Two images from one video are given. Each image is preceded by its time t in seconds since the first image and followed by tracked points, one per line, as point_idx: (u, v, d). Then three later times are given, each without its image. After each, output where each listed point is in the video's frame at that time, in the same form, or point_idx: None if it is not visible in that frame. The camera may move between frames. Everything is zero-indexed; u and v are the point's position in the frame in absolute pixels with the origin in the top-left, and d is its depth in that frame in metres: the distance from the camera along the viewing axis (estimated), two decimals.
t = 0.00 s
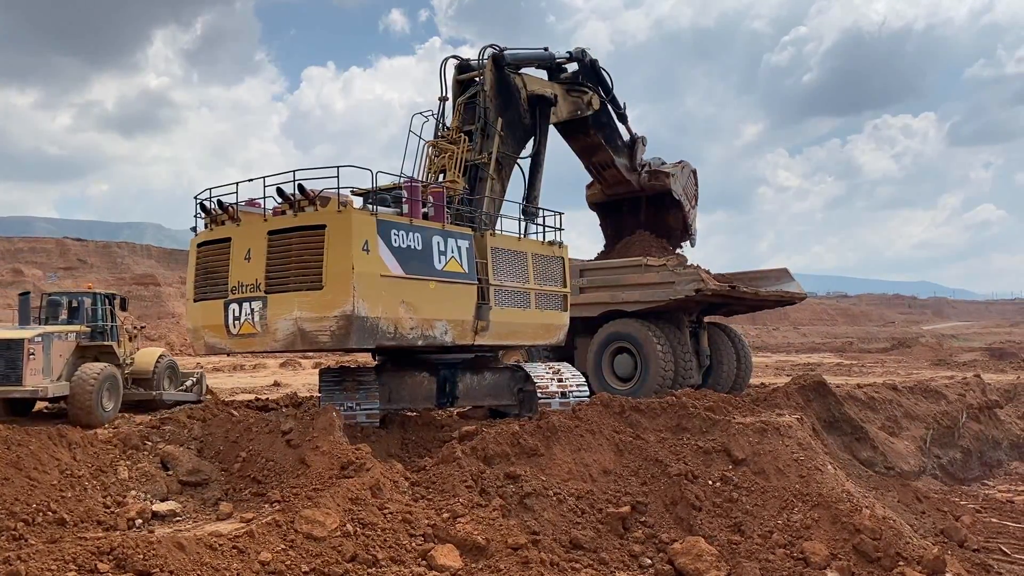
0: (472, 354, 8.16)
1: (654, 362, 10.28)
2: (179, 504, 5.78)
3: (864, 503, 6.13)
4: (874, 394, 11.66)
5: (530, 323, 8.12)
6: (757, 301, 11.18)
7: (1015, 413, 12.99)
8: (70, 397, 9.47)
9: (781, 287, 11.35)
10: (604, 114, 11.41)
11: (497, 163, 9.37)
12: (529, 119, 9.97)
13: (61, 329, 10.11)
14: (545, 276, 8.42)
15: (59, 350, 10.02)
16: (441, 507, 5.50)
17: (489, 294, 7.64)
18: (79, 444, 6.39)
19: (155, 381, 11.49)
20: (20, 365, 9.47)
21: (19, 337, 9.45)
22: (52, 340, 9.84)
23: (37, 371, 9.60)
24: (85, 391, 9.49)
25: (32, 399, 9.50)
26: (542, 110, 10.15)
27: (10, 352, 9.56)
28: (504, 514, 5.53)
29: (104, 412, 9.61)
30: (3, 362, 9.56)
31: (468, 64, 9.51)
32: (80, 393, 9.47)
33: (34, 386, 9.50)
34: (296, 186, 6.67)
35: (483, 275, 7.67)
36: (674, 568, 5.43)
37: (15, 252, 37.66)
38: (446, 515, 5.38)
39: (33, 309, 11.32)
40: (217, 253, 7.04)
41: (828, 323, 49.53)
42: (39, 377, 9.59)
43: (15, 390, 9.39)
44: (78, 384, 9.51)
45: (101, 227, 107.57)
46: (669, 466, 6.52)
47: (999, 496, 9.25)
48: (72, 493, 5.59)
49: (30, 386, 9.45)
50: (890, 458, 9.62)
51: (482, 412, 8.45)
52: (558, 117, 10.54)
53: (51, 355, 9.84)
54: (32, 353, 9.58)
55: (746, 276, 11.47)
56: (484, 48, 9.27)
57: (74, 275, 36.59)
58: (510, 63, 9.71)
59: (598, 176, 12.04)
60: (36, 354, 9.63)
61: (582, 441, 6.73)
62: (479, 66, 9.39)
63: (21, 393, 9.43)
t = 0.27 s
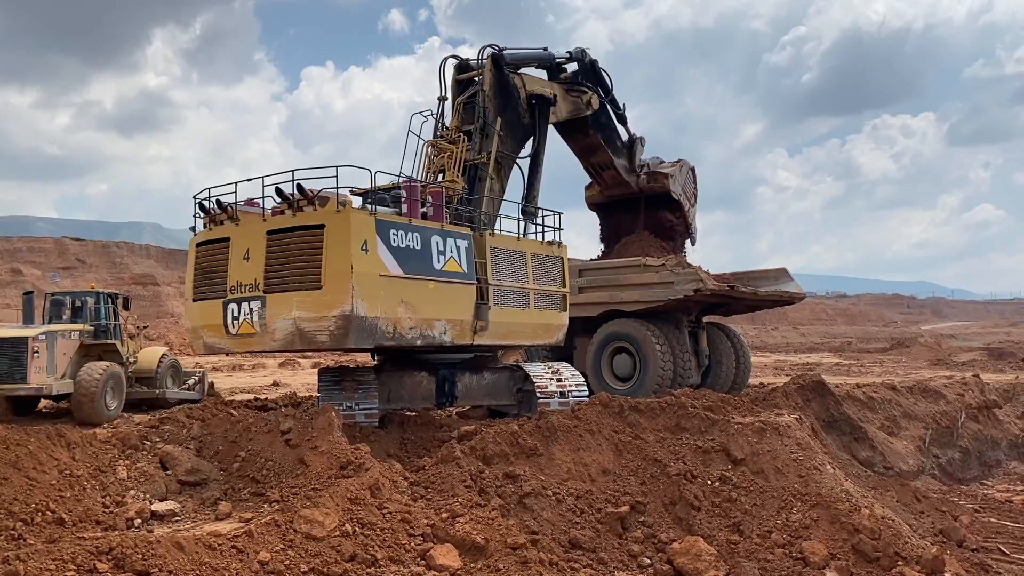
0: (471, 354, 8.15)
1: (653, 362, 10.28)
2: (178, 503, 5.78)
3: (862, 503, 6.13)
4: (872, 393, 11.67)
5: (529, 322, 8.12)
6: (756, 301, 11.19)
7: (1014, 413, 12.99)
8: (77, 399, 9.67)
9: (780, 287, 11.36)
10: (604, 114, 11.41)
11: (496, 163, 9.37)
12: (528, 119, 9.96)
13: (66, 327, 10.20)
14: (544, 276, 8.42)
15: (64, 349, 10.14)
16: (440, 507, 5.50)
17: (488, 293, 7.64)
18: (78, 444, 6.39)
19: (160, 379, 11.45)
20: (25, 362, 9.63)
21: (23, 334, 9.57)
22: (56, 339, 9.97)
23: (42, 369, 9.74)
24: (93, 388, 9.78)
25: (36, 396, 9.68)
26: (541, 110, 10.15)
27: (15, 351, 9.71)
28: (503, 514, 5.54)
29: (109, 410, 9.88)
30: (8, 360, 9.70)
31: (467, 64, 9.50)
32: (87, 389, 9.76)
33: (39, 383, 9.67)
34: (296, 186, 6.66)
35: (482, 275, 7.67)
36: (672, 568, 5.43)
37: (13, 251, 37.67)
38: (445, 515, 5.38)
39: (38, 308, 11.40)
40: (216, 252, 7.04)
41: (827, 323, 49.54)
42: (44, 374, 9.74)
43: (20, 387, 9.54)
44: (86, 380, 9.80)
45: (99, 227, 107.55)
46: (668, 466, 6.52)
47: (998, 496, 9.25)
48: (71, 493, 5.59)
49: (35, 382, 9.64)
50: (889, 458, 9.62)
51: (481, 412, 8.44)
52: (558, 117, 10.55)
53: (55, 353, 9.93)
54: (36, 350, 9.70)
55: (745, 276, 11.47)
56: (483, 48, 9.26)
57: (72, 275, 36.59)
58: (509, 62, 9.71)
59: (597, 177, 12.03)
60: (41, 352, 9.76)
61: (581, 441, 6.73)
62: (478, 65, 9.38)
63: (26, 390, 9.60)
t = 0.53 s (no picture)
0: (470, 354, 8.15)
1: (652, 362, 10.28)
2: (176, 503, 5.78)
3: (861, 502, 6.13)
4: (871, 393, 11.67)
5: (528, 322, 8.12)
6: (755, 300, 11.19)
7: (1012, 413, 12.99)
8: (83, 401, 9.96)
9: (779, 286, 11.36)
10: (603, 115, 11.41)
11: (495, 163, 9.36)
12: (527, 118, 9.96)
13: (70, 326, 10.39)
14: (543, 276, 8.42)
15: (68, 347, 10.30)
16: (439, 507, 5.50)
17: (487, 293, 7.64)
18: (77, 443, 6.38)
19: (161, 378, 11.47)
20: (29, 359, 9.78)
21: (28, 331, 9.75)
22: (61, 337, 10.14)
23: (46, 367, 9.89)
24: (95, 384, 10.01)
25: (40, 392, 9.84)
26: (540, 110, 10.17)
27: (21, 349, 9.85)
28: (502, 514, 5.54)
29: (110, 406, 10.09)
30: (13, 358, 9.84)
31: (467, 63, 9.50)
32: (91, 385, 9.99)
33: (43, 380, 9.80)
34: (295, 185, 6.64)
35: (481, 274, 7.67)
36: (671, 567, 5.44)
37: (12, 251, 37.70)
38: (444, 515, 5.38)
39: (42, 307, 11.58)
40: (215, 252, 7.04)
41: (826, 323, 49.54)
42: (47, 371, 9.88)
43: (23, 384, 9.69)
44: (89, 376, 10.03)
45: (98, 226, 107.56)
46: (667, 465, 6.53)
47: (996, 496, 9.26)
48: (70, 492, 5.59)
49: (39, 379, 9.76)
50: (888, 458, 9.62)
51: (480, 412, 8.45)
52: (558, 117, 10.56)
53: (59, 350, 10.09)
54: (40, 347, 9.83)
55: (744, 276, 11.48)
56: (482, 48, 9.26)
57: (71, 275, 36.62)
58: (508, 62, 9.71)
59: (597, 179, 12.04)
60: (45, 349, 9.90)
61: (580, 440, 6.74)
62: (478, 65, 9.38)
63: (30, 387, 9.74)
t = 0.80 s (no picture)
0: (469, 353, 8.15)
1: (651, 362, 10.28)
2: (175, 503, 5.78)
3: (860, 502, 6.13)
4: (870, 393, 11.68)
5: (526, 322, 8.12)
6: (754, 300, 11.20)
7: (1011, 413, 12.98)
8: (85, 402, 10.07)
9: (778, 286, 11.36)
10: (602, 115, 11.43)
11: (494, 162, 9.36)
12: (527, 118, 9.96)
13: (73, 325, 10.46)
14: (542, 275, 8.42)
15: (70, 346, 10.36)
16: (437, 507, 5.50)
17: (485, 293, 7.64)
18: (76, 443, 6.37)
19: (161, 378, 11.54)
20: (33, 358, 9.81)
21: (32, 330, 9.82)
22: (63, 336, 10.21)
23: (49, 365, 9.94)
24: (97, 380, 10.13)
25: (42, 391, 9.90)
26: (540, 109, 10.18)
27: (24, 347, 9.89)
28: (501, 513, 5.54)
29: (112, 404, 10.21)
30: (17, 357, 9.87)
31: (466, 63, 9.51)
32: (93, 382, 10.10)
33: (46, 379, 9.85)
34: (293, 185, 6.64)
35: (479, 274, 7.67)
36: (670, 567, 5.44)
37: (11, 250, 37.69)
38: (443, 515, 5.38)
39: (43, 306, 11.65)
40: (213, 252, 7.04)
41: (825, 322, 49.54)
42: (50, 370, 9.93)
43: (26, 382, 9.75)
44: (91, 374, 10.15)
45: (97, 226, 107.50)
46: (666, 465, 6.53)
47: (995, 495, 9.27)
48: (69, 492, 5.59)
49: (41, 378, 9.81)
50: (887, 458, 9.62)
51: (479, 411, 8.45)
52: (557, 116, 10.56)
53: (61, 349, 10.16)
54: (43, 346, 9.89)
55: (743, 276, 11.48)
56: (481, 47, 9.27)
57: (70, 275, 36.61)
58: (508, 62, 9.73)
59: (596, 181, 12.06)
60: (48, 348, 9.96)
61: (579, 440, 6.74)
62: (477, 65, 9.39)
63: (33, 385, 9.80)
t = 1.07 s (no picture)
0: (469, 353, 8.16)
1: (650, 362, 10.28)
2: (174, 502, 5.77)
3: (859, 502, 6.13)
4: (869, 393, 11.68)
5: (525, 321, 8.11)
6: (753, 300, 11.20)
7: (1010, 413, 12.99)
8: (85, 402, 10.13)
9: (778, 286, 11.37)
10: (603, 115, 11.44)
11: (494, 162, 9.35)
12: (527, 117, 9.96)
13: (74, 324, 10.50)
14: (541, 275, 8.42)
15: (70, 346, 10.38)
16: (437, 507, 5.49)
17: (483, 293, 7.64)
18: (75, 443, 6.36)
19: (162, 378, 11.57)
20: (35, 357, 9.87)
21: (33, 329, 9.87)
22: (64, 335, 10.24)
23: (50, 365, 9.97)
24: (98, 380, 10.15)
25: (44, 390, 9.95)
26: (540, 109, 10.18)
27: (26, 346, 9.95)
28: (500, 513, 5.54)
29: (113, 404, 10.25)
30: (19, 356, 9.93)
31: (466, 63, 9.51)
32: (94, 382, 10.13)
33: (47, 378, 9.89)
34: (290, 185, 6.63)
35: (478, 274, 7.66)
36: (670, 567, 5.44)
37: (11, 250, 37.68)
38: (442, 515, 5.38)
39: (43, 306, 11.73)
40: (211, 252, 7.03)
41: (824, 322, 49.53)
42: (51, 369, 9.97)
43: (28, 381, 9.79)
44: (92, 374, 10.17)
45: (96, 225, 107.45)
46: (665, 464, 6.53)
47: (994, 495, 9.27)
48: (68, 491, 5.58)
49: (43, 377, 9.86)
50: (886, 457, 9.62)
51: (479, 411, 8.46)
52: (557, 115, 10.56)
53: (62, 349, 10.20)
54: (45, 346, 9.93)
55: (742, 276, 11.48)
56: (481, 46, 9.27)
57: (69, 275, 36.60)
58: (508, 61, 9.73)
59: (596, 182, 12.07)
60: (49, 348, 9.99)
61: (578, 439, 6.75)
62: (477, 64, 9.39)
63: (34, 384, 9.84)
